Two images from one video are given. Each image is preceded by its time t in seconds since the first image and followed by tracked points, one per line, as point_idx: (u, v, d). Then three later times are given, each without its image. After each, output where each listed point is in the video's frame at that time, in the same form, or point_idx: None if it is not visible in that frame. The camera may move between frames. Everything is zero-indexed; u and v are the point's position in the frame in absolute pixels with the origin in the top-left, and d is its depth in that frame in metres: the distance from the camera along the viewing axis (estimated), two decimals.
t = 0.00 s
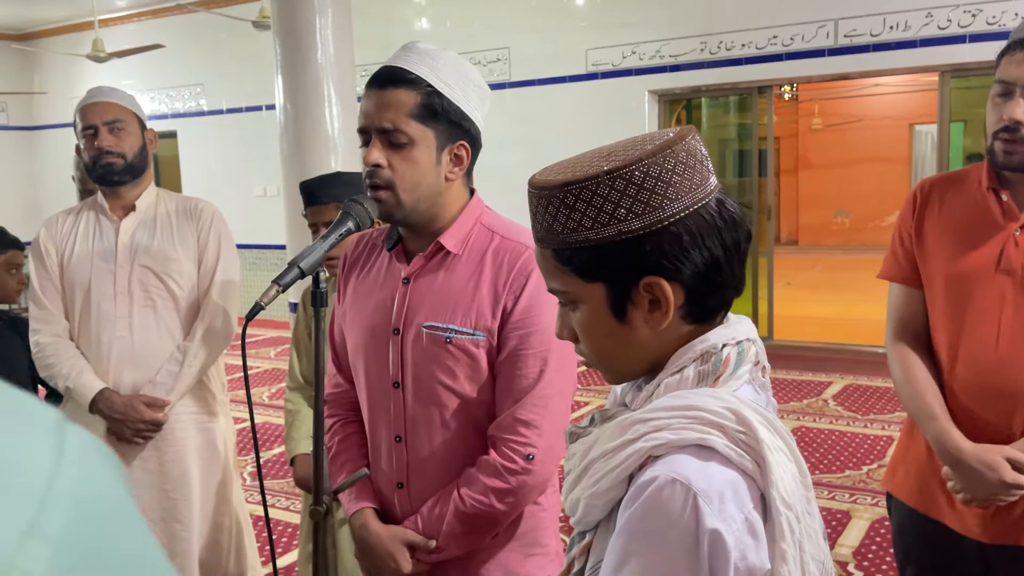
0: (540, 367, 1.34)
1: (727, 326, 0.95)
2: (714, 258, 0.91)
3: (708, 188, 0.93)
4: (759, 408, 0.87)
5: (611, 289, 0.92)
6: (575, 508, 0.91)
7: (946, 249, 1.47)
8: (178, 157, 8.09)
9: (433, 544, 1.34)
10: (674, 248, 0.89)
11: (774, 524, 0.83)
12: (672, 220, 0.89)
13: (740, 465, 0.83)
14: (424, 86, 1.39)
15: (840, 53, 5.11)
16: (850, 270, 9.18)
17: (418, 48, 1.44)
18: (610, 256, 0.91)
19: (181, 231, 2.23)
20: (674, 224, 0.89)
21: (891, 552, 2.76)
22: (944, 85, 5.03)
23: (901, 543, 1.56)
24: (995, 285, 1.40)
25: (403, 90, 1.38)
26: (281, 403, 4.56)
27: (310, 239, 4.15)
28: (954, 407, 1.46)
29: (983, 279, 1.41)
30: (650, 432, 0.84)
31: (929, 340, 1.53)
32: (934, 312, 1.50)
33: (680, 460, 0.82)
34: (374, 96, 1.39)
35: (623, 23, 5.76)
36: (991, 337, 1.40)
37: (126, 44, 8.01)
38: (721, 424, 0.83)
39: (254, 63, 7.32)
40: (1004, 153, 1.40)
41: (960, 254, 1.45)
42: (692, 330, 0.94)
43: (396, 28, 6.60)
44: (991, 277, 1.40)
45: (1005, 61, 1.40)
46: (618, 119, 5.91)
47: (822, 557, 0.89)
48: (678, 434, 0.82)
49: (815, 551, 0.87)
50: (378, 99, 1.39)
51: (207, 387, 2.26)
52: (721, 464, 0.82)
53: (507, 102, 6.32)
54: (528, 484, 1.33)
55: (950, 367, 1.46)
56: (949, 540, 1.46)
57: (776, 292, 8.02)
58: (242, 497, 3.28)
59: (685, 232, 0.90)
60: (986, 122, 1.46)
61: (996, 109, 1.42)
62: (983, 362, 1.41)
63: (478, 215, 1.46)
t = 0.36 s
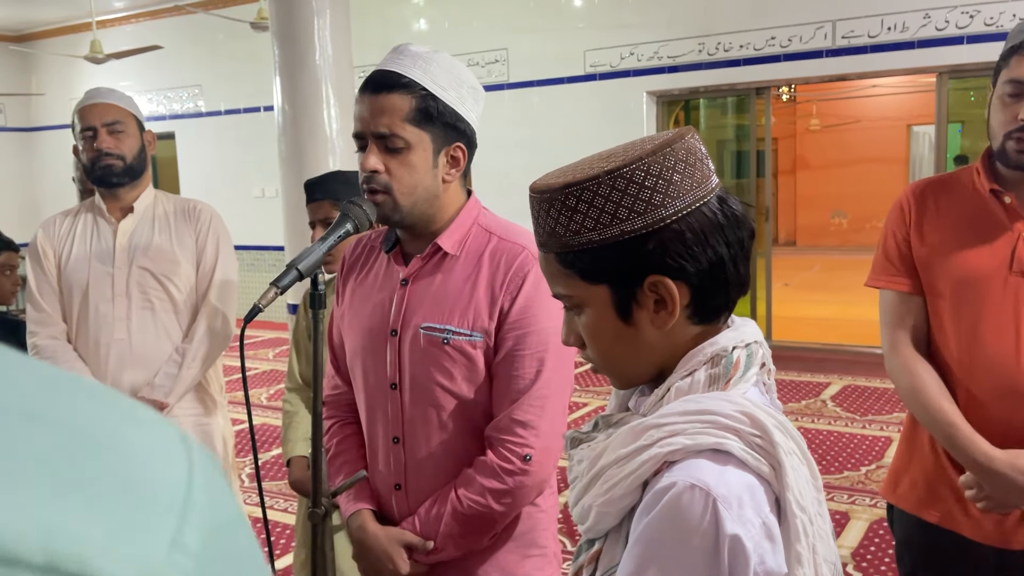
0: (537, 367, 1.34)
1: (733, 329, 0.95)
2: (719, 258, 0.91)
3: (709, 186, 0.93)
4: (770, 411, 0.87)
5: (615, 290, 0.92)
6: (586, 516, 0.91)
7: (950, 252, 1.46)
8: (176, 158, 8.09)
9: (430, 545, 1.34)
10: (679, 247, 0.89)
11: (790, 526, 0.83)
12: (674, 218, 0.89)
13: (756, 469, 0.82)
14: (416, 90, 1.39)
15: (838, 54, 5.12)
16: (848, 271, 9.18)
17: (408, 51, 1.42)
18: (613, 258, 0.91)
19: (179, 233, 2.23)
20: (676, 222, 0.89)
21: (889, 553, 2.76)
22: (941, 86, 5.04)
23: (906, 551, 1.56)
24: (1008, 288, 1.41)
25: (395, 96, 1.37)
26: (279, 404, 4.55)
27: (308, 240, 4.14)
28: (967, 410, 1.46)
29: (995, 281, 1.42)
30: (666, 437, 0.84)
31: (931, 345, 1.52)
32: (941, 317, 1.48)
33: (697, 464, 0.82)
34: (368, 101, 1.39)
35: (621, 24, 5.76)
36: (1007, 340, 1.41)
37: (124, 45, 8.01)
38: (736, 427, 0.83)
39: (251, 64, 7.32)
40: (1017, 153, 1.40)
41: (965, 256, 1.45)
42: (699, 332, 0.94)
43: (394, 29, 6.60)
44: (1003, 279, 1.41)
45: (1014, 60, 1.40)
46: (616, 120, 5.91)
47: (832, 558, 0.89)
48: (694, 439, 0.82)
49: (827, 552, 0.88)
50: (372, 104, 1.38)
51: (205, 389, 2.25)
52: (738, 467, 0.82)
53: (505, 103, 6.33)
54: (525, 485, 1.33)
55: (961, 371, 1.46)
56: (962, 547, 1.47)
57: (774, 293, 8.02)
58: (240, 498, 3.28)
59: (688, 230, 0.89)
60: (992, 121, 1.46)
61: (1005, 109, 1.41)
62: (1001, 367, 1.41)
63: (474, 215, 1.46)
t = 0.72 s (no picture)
0: (538, 368, 1.34)
1: (735, 332, 0.95)
2: (722, 259, 0.91)
3: (712, 188, 0.93)
4: (774, 414, 0.87)
5: (617, 292, 0.92)
6: (590, 521, 0.91)
7: (944, 255, 1.46)
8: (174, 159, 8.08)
9: (432, 548, 1.34)
10: (682, 248, 0.89)
11: (794, 530, 0.83)
12: (677, 219, 0.89)
13: (761, 473, 0.82)
14: (416, 91, 1.39)
15: (837, 56, 5.12)
16: (847, 272, 9.18)
17: (409, 52, 1.43)
18: (615, 259, 0.91)
19: (175, 235, 2.22)
20: (679, 222, 0.89)
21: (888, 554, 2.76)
22: (940, 87, 5.05)
23: (902, 555, 1.55)
24: (1003, 290, 1.41)
25: (395, 96, 1.37)
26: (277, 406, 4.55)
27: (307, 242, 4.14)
28: (962, 412, 1.46)
29: (989, 284, 1.42)
30: (671, 442, 0.84)
31: (924, 349, 1.52)
32: (936, 320, 1.48)
33: (704, 469, 0.81)
34: (366, 103, 1.39)
35: (620, 25, 5.77)
36: (1004, 342, 1.41)
37: (123, 46, 8.00)
38: (742, 432, 0.83)
39: (250, 65, 7.31)
40: (1010, 155, 1.40)
41: (959, 257, 1.45)
42: (701, 335, 0.94)
43: (393, 31, 6.60)
44: (997, 280, 1.41)
45: (1005, 62, 1.40)
46: (615, 121, 5.92)
47: (836, 563, 0.90)
48: (699, 443, 0.82)
49: (830, 556, 0.88)
50: (369, 104, 1.38)
51: (201, 391, 2.25)
52: (744, 472, 0.82)
53: (504, 105, 6.33)
54: (527, 486, 1.33)
55: (957, 374, 1.46)
56: (959, 549, 1.46)
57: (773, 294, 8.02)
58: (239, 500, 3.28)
59: (691, 231, 0.90)
60: (982, 124, 1.46)
61: (997, 112, 1.42)
62: (997, 370, 1.41)
63: (473, 216, 1.46)
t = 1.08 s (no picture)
0: (535, 367, 1.34)
1: (735, 334, 0.95)
2: (721, 262, 0.91)
3: (710, 189, 0.93)
4: (773, 417, 0.87)
5: (616, 295, 0.92)
6: (588, 523, 0.91)
7: (924, 257, 1.49)
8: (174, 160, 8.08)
9: (432, 549, 1.34)
10: (679, 250, 0.89)
11: (792, 534, 0.83)
12: (675, 221, 0.89)
13: (760, 477, 0.82)
14: (412, 92, 1.38)
15: (836, 58, 5.13)
16: (846, 274, 9.19)
17: (406, 53, 1.42)
18: (612, 262, 0.91)
19: (171, 236, 2.22)
20: (677, 225, 0.89)
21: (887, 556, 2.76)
22: (940, 89, 5.05)
23: (889, 548, 1.57)
24: (976, 290, 1.43)
25: (392, 98, 1.37)
26: (276, 407, 4.55)
27: (306, 244, 4.13)
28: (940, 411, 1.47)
29: (962, 284, 1.44)
30: (668, 444, 0.84)
31: (910, 349, 1.55)
32: (915, 320, 1.51)
33: (701, 473, 0.81)
34: (364, 105, 1.38)
35: (620, 27, 5.77)
36: (975, 342, 1.42)
37: (122, 47, 8.00)
38: (740, 435, 0.83)
39: (250, 67, 7.31)
40: (977, 155, 1.43)
41: (938, 259, 1.47)
42: (702, 338, 0.93)
43: (393, 32, 6.60)
44: (970, 281, 1.43)
45: (973, 67, 1.44)
46: (615, 123, 5.92)
47: (834, 566, 0.89)
48: (698, 447, 0.82)
49: (828, 560, 0.88)
50: (367, 107, 1.38)
51: (195, 391, 2.24)
52: (742, 476, 0.82)
53: (503, 106, 6.33)
54: (525, 486, 1.33)
55: (935, 373, 1.48)
56: (938, 545, 1.47)
57: (773, 296, 8.03)
58: (238, 502, 3.27)
59: (690, 233, 0.89)
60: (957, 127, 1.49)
61: (965, 115, 1.45)
62: (969, 369, 1.42)
63: (470, 216, 1.46)
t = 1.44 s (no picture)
0: (535, 370, 1.33)
1: (732, 338, 0.95)
2: (717, 265, 0.91)
3: (705, 191, 0.92)
4: (771, 422, 0.87)
5: (613, 299, 0.92)
6: (584, 526, 0.91)
7: (903, 260, 1.53)
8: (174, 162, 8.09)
9: (430, 552, 1.34)
10: (674, 253, 0.89)
11: (788, 539, 0.83)
12: (670, 224, 0.89)
13: (757, 482, 0.82)
14: (411, 95, 1.38)
15: (836, 60, 5.13)
16: (846, 276, 9.21)
17: (405, 56, 1.42)
18: (608, 265, 0.91)
19: (169, 238, 2.22)
20: (672, 228, 0.89)
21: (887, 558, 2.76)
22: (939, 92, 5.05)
23: (876, 543, 1.59)
24: (947, 292, 1.45)
25: (390, 100, 1.37)
26: (276, 409, 4.55)
27: (305, 245, 4.13)
28: (914, 411, 1.51)
29: (935, 285, 1.47)
30: (664, 448, 0.84)
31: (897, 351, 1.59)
32: (896, 322, 1.55)
33: (697, 477, 0.81)
34: (362, 108, 1.38)
35: (620, 29, 5.77)
36: (944, 342, 1.45)
37: (122, 49, 8.01)
38: (737, 440, 0.83)
39: (250, 68, 7.32)
40: (943, 163, 1.45)
41: (915, 261, 1.51)
42: (698, 341, 0.94)
43: (393, 34, 6.61)
44: (943, 283, 1.46)
45: (938, 77, 1.48)
46: (615, 125, 5.92)
47: (830, 571, 0.89)
48: (694, 450, 0.82)
49: (823, 565, 0.88)
50: (366, 110, 1.38)
51: (194, 393, 2.24)
52: (738, 480, 0.82)
53: (503, 108, 6.34)
54: (524, 489, 1.32)
55: (912, 374, 1.51)
56: (921, 540, 1.49)
57: (773, 297, 8.03)
58: (238, 504, 3.27)
59: (684, 236, 0.89)
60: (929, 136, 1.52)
61: (932, 122, 1.47)
62: (937, 368, 1.46)
63: (470, 218, 1.46)
